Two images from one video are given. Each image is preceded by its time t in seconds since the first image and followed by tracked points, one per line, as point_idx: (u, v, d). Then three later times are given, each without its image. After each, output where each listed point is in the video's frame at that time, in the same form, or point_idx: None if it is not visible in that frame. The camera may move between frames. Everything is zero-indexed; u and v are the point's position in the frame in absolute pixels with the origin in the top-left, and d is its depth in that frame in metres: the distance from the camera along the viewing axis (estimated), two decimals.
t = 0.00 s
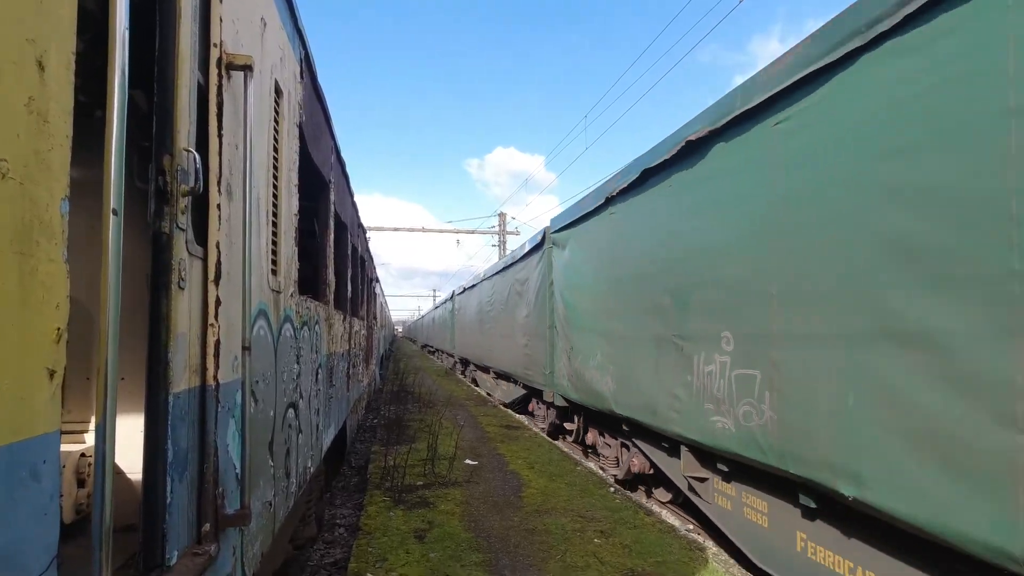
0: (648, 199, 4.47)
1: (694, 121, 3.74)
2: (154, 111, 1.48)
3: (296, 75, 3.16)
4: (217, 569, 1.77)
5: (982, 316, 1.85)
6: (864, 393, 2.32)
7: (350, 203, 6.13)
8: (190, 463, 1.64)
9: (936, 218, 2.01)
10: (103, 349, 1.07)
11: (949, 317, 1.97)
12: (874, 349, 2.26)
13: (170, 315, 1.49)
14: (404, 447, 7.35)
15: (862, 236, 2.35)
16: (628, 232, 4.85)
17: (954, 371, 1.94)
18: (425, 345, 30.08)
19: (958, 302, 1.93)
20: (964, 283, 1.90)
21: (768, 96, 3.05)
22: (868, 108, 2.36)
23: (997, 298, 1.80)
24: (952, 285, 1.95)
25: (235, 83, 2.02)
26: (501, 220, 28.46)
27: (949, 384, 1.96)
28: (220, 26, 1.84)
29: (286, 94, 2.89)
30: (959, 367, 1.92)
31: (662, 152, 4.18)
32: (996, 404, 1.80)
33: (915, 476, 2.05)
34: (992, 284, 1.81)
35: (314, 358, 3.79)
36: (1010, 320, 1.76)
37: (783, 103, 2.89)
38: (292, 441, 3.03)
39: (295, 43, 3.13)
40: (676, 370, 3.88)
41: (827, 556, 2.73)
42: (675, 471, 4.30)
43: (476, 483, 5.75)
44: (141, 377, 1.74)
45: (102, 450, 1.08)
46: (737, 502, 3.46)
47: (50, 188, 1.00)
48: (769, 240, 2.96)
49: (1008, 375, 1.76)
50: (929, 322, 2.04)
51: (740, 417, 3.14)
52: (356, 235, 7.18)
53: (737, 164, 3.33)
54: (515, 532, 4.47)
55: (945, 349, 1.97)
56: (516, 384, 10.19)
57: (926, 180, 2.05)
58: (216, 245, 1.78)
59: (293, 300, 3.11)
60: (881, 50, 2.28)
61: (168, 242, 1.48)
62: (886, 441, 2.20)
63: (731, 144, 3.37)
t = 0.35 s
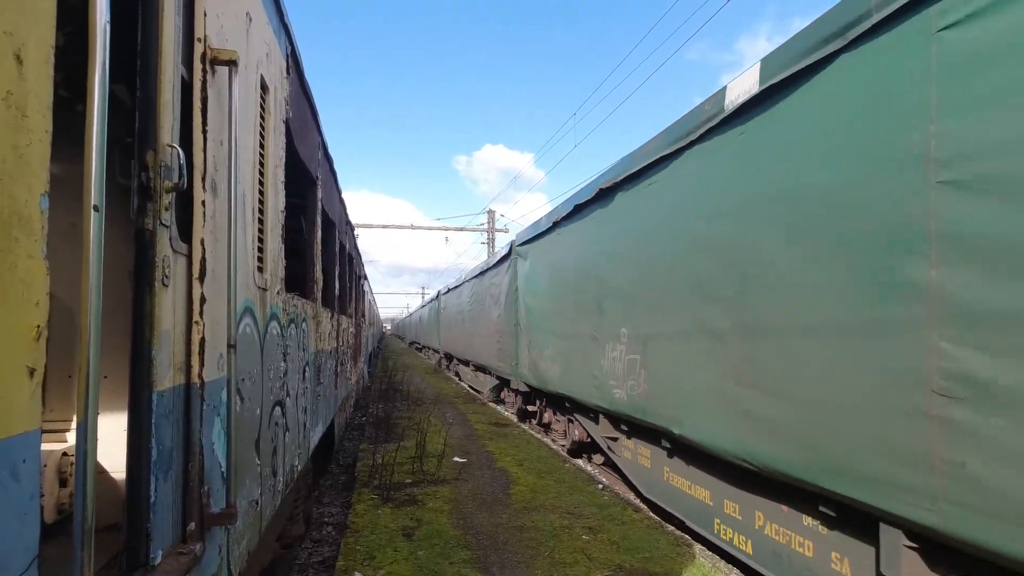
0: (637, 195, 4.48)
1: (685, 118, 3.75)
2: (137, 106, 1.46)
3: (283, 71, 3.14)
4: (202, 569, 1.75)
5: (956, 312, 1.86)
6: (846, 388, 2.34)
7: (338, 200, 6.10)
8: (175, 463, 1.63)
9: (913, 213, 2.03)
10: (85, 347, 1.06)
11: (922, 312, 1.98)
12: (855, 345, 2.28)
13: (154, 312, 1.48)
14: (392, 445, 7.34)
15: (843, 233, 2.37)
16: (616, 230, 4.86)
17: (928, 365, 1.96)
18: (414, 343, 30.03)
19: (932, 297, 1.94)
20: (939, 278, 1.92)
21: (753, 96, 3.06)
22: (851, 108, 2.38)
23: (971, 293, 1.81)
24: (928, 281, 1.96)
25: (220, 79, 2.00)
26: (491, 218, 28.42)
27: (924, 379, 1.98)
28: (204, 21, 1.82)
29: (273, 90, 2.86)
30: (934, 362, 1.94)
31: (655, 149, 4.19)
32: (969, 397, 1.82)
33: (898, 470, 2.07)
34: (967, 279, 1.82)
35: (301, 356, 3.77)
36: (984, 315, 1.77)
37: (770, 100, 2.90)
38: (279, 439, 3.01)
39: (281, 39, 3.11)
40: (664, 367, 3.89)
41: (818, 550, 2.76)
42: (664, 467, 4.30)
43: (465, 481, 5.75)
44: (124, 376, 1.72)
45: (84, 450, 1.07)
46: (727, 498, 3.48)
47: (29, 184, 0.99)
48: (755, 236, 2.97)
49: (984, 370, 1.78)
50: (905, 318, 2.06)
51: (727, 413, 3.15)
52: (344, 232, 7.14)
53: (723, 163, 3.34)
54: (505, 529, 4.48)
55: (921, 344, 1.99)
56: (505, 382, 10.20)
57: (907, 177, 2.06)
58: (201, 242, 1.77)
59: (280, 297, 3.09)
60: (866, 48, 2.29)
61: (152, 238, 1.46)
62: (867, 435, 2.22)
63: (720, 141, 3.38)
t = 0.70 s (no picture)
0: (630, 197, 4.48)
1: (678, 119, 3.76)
2: (139, 111, 1.47)
3: (283, 75, 3.15)
4: (203, 571, 1.76)
5: (952, 312, 1.86)
6: (835, 390, 2.33)
7: (338, 202, 6.10)
8: (176, 465, 1.64)
9: (904, 214, 2.03)
10: (87, 351, 1.07)
11: (917, 313, 1.98)
12: (846, 346, 2.27)
13: (156, 316, 1.49)
14: (391, 448, 7.33)
15: (834, 233, 2.36)
16: (607, 233, 4.85)
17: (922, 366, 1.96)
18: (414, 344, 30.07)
19: (927, 298, 1.94)
20: (934, 279, 1.92)
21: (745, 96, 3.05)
22: (837, 110, 2.37)
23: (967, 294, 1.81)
24: (922, 282, 1.96)
25: (221, 83, 2.01)
26: (490, 220, 28.45)
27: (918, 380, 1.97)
28: (205, 26, 1.83)
29: (272, 94, 2.88)
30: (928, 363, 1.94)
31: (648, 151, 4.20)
32: (966, 399, 1.82)
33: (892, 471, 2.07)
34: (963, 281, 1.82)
35: (302, 359, 3.78)
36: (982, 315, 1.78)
37: (761, 101, 2.90)
38: (279, 442, 3.02)
39: (281, 42, 3.12)
40: (657, 368, 3.89)
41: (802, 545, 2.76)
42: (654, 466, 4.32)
43: (465, 483, 5.75)
44: (125, 378, 1.73)
45: (87, 452, 1.08)
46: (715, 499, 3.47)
47: (33, 189, 1.00)
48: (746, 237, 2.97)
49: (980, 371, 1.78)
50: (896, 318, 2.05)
51: (720, 414, 3.15)
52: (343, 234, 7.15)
53: (714, 165, 3.33)
54: (505, 531, 4.48)
55: (913, 345, 1.99)
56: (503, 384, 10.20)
57: (897, 178, 2.06)
58: (202, 245, 1.78)
59: (281, 300, 3.11)
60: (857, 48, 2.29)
61: (154, 242, 1.47)
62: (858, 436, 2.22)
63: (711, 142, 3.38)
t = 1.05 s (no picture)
0: (643, 201, 4.50)
1: (692, 124, 3.78)
2: (144, 118, 1.49)
3: (286, 81, 3.16)
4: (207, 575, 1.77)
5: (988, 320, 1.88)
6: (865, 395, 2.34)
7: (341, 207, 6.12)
8: (180, 469, 1.64)
9: (941, 222, 2.05)
10: (93, 356, 1.08)
11: (952, 319, 1.99)
12: (877, 350, 2.27)
13: (160, 320, 1.50)
14: (395, 452, 7.33)
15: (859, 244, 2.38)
16: (620, 236, 4.86)
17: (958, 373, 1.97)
18: (415, 349, 30.12)
19: (962, 306, 1.96)
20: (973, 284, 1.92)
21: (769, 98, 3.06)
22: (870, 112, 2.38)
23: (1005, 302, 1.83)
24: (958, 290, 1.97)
25: (227, 89, 2.03)
26: (492, 224, 28.49)
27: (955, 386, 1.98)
28: (211, 32, 1.85)
29: (277, 100, 2.90)
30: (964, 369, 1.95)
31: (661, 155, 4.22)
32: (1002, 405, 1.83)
33: (927, 477, 2.08)
34: (1001, 289, 1.84)
35: (305, 363, 3.79)
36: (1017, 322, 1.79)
37: (784, 107, 2.93)
38: (283, 446, 3.03)
39: (285, 49, 3.14)
40: (671, 373, 3.89)
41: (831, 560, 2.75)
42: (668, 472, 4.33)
43: (468, 488, 5.75)
44: (130, 383, 1.73)
45: (93, 456, 1.08)
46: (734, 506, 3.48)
47: (40, 196, 1.01)
48: (768, 243, 2.98)
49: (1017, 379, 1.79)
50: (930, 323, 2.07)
51: (741, 418, 3.14)
52: (349, 238, 7.16)
53: (734, 168, 3.34)
54: (508, 536, 4.47)
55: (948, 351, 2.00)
56: (508, 388, 10.21)
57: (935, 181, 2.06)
58: (207, 250, 1.79)
59: (284, 305, 3.12)
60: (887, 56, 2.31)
61: (159, 248, 1.48)
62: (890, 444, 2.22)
63: (730, 146, 3.40)
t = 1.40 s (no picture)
0: (642, 201, 4.50)
1: (692, 122, 3.78)
2: (140, 120, 1.48)
3: (284, 83, 3.16)
4: None
5: (990, 315, 1.87)
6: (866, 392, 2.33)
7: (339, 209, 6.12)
8: (176, 471, 1.64)
9: (938, 222, 2.04)
10: (88, 358, 1.08)
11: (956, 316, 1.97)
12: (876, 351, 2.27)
13: (156, 322, 1.49)
14: (393, 455, 7.32)
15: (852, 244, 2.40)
16: (619, 237, 4.85)
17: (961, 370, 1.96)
18: (415, 351, 30.14)
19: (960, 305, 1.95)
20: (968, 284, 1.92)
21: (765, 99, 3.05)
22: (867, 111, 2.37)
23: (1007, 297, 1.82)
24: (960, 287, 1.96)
25: (223, 91, 2.02)
26: (491, 226, 28.52)
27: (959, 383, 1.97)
28: (208, 34, 1.84)
29: (275, 102, 2.89)
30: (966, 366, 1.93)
31: (661, 155, 4.22)
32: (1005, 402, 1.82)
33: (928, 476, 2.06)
34: (1004, 284, 1.83)
35: (303, 365, 3.78)
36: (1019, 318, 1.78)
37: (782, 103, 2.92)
38: (280, 449, 3.02)
39: (284, 51, 3.15)
40: (671, 373, 3.88)
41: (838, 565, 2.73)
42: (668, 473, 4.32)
43: (467, 490, 5.74)
44: (125, 385, 1.73)
45: (86, 458, 1.08)
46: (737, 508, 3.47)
47: (34, 197, 1.01)
48: (767, 241, 2.97)
49: (1022, 375, 1.78)
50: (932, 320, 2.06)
51: (739, 419, 3.14)
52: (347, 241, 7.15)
53: (730, 169, 3.34)
54: (507, 539, 4.46)
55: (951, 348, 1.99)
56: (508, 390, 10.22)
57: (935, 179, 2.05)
58: (203, 252, 1.78)
59: (282, 307, 3.12)
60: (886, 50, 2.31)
61: (155, 249, 1.48)
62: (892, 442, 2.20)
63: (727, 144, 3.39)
